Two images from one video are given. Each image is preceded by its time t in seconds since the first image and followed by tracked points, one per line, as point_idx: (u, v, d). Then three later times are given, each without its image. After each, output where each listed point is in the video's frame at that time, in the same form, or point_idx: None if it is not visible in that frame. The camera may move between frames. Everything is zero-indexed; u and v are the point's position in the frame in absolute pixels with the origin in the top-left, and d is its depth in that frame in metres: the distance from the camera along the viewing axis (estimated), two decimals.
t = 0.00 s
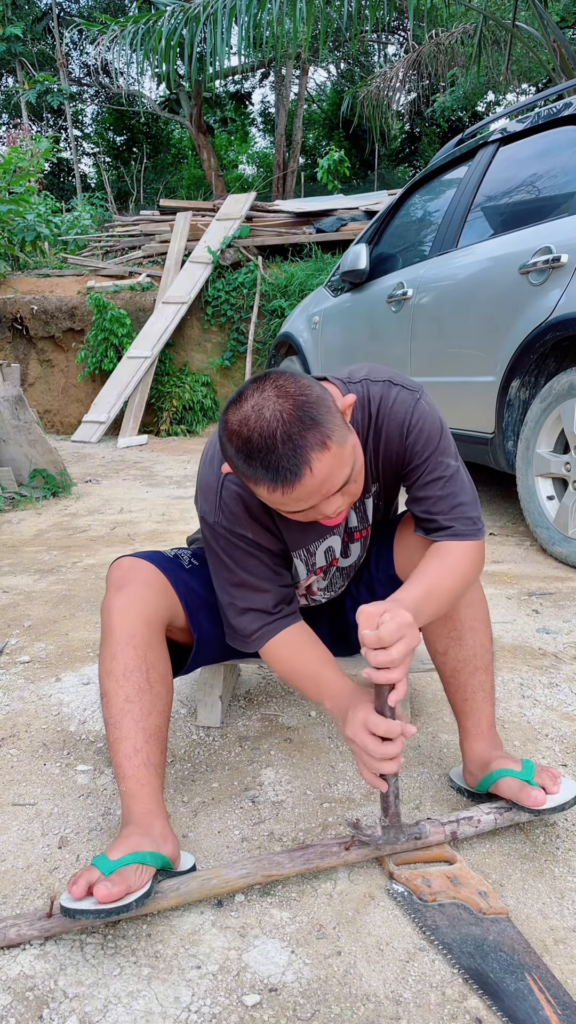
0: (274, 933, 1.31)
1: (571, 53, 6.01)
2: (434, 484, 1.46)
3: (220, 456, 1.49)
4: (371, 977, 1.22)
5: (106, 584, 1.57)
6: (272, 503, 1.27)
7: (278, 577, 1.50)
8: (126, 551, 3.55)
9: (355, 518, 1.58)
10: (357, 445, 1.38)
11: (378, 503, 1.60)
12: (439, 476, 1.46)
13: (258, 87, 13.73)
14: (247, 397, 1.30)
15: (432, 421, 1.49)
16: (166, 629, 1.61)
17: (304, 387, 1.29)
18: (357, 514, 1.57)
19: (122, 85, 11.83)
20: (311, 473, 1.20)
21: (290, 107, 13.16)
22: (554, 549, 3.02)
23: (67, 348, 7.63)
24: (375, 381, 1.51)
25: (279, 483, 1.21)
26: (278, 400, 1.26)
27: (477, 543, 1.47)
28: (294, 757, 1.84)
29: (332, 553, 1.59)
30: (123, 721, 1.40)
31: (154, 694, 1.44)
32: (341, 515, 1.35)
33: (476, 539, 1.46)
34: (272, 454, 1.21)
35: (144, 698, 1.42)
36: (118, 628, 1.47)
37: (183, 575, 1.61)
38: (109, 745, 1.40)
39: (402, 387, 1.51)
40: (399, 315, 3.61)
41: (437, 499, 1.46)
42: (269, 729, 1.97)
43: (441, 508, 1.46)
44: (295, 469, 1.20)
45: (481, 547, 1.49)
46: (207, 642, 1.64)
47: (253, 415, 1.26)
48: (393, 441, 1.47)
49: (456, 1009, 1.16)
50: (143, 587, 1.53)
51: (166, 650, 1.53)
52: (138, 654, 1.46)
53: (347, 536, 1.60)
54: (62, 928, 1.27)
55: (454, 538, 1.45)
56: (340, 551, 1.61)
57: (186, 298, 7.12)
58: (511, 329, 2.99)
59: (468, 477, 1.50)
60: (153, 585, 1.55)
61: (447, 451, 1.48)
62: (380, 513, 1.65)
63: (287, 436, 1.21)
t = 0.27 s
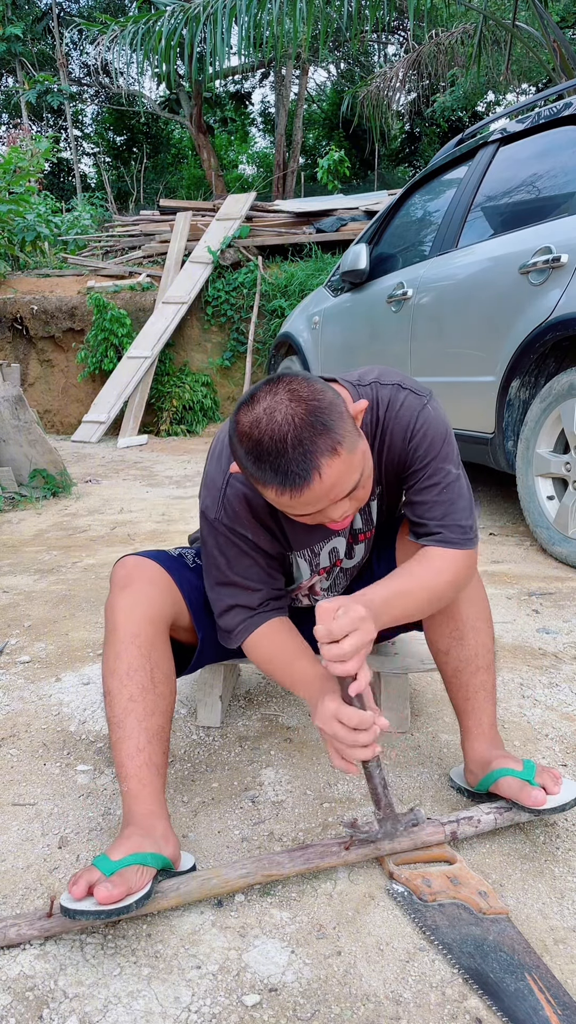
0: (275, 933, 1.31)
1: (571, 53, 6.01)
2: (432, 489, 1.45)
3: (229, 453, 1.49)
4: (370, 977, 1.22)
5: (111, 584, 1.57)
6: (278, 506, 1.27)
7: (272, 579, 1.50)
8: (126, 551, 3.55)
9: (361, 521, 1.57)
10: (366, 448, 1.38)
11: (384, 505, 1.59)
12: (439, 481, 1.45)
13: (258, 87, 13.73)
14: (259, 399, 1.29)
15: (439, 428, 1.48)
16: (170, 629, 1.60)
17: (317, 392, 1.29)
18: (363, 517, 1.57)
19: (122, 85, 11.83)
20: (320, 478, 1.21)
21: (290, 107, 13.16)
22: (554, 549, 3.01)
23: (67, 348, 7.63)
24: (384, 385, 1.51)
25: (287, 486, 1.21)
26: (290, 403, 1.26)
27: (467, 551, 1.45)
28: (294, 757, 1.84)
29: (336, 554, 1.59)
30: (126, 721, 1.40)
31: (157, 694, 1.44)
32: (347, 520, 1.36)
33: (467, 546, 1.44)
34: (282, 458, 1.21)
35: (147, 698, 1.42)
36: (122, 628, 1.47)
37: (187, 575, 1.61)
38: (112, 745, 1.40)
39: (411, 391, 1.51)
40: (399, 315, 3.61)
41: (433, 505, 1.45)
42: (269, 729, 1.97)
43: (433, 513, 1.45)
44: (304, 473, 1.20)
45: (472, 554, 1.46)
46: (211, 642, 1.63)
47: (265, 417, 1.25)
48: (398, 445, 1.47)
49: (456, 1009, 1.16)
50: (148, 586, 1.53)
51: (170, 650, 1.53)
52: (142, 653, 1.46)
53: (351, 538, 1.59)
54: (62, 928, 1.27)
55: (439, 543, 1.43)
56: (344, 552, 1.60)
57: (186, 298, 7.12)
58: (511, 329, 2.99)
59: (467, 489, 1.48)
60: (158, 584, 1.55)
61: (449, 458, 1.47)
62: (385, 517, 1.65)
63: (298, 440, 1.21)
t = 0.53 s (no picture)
0: (274, 933, 1.31)
1: (571, 53, 6.01)
2: (447, 489, 1.47)
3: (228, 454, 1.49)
4: (371, 978, 1.22)
5: (110, 584, 1.57)
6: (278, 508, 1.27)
7: (280, 581, 1.48)
8: (126, 551, 3.55)
9: (362, 523, 1.58)
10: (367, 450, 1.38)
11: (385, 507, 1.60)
12: (451, 481, 1.47)
13: (258, 86, 13.73)
14: (258, 401, 1.29)
15: (445, 427, 1.49)
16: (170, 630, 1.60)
17: (315, 394, 1.29)
18: (363, 519, 1.58)
19: (122, 85, 11.83)
20: (318, 481, 1.21)
21: (290, 107, 13.17)
22: (554, 549, 3.01)
23: (67, 348, 7.63)
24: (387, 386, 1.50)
25: (286, 489, 1.21)
26: (289, 405, 1.25)
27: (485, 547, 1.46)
28: (295, 757, 1.84)
29: (333, 557, 1.60)
30: (125, 722, 1.40)
31: (156, 694, 1.44)
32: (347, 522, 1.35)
33: (487, 542, 1.47)
34: (281, 461, 1.21)
35: (146, 699, 1.42)
36: (121, 628, 1.47)
37: (187, 574, 1.61)
38: (112, 745, 1.40)
39: (414, 391, 1.50)
40: (399, 315, 3.61)
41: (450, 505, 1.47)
42: (269, 729, 1.97)
43: (453, 511, 1.47)
44: (303, 476, 1.20)
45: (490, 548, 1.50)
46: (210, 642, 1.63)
47: (263, 419, 1.25)
48: (407, 447, 1.47)
49: (456, 1009, 1.16)
50: (147, 587, 1.52)
51: (169, 650, 1.53)
52: (141, 654, 1.46)
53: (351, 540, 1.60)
54: (62, 928, 1.27)
55: (466, 542, 1.45)
56: (342, 554, 1.61)
57: (186, 298, 7.12)
58: (511, 330, 2.99)
59: (478, 482, 1.51)
60: (157, 584, 1.54)
61: (459, 457, 1.49)
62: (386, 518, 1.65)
63: (297, 443, 1.21)
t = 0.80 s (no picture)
0: (275, 933, 1.31)
1: (571, 53, 6.01)
2: (423, 486, 1.42)
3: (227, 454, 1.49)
4: (371, 978, 1.22)
5: (114, 582, 1.56)
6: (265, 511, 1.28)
7: (275, 579, 1.49)
8: (126, 551, 3.55)
9: (360, 524, 1.58)
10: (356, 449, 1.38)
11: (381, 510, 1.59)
12: (430, 479, 1.42)
13: (258, 86, 13.72)
14: (242, 406, 1.29)
15: (434, 429, 1.46)
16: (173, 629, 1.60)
17: (300, 397, 1.28)
18: (361, 520, 1.57)
19: (122, 85, 11.83)
20: (302, 487, 1.20)
21: (290, 107, 13.17)
22: (554, 549, 3.01)
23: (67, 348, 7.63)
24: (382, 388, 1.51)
25: (270, 494, 1.22)
26: (272, 410, 1.25)
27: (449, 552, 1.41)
28: (295, 757, 1.84)
29: (331, 559, 1.59)
30: (128, 721, 1.39)
31: (160, 694, 1.44)
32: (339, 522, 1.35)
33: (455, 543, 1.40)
34: (264, 467, 1.21)
35: (150, 698, 1.42)
36: (126, 627, 1.47)
37: (190, 574, 1.61)
38: (114, 744, 1.40)
39: (408, 393, 1.50)
40: (399, 315, 3.61)
41: (423, 502, 1.42)
42: (269, 729, 1.97)
43: (424, 510, 1.42)
44: (286, 482, 1.20)
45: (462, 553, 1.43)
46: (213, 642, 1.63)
47: (247, 425, 1.25)
48: (393, 445, 1.45)
49: (456, 1009, 1.16)
50: (151, 585, 1.52)
51: (172, 650, 1.53)
52: (145, 653, 1.46)
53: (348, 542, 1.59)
54: (62, 929, 1.27)
55: (426, 543, 1.40)
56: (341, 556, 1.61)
57: (186, 298, 7.12)
58: (511, 330, 2.99)
59: (461, 487, 1.46)
60: (161, 583, 1.54)
61: (445, 459, 1.45)
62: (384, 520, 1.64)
63: (280, 448, 1.20)
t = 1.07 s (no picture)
0: (275, 933, 1.31)
1: (571, 53, 6.02)
2: (401, 503, 1.38)
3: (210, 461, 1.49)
4: (371, 978, 1.22)
5: (112, 582, 1.57)
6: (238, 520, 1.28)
7: (258, 586, 1.47)
8: (126, 551, 3.55)
9: (343, 531, 1.56)
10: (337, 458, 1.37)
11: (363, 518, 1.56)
12: (408, 496, 1.38)
13: (258, 86, 13.72)
14: (211, 415, 1.27)
15: (414, 441, 1.42)
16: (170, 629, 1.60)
17: (269, 407, 1.25)
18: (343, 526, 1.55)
19: (122, 85, 11.83)
20: (269, 499, 1.20)
21: (290, 107, 13.17)
22: (554, 549, 3.01)
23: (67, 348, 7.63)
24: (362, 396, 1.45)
25: (238, 507, 1.22)
26: (240, 421, 1.23)
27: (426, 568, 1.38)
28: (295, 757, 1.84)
29: (312, 566, 1.58)
30: (125, 722, 1.40)
31: (157, 694, 1.44)
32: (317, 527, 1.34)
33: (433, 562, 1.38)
34: (231, 479, 1.20)
35: (147, 699, 1.42)
36: (123, 627, 1.47)
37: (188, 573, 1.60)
38: (112, 745, 1.41)
39: (387, 404, 1.44)
40: (399, 315, 3.61)
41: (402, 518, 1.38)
42: (268, 730, 1.97)
43: (401, 527, 1.38)
44: (253, 495, 1.19)
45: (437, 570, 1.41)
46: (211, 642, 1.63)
47: (215, 435, 1.24)
48: (371, 457, 1.41)
49: (456, 1009, 1.16)
50: (148, 585, 1.52)
51: (170, 650, 1.53)
52: (142, 654, 1.46)
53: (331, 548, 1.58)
54: (62, 929, 1.27)
55: (404, 560, 1.36)
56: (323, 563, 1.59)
57: (186, 298, 7.12)
58: (511, 330, 3.00)
59: (439, 505, 1.41)
60: (158, 583, 1.54)
61: (424, 474, 1.40)
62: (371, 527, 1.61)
63: (245, 462, 1.19)
